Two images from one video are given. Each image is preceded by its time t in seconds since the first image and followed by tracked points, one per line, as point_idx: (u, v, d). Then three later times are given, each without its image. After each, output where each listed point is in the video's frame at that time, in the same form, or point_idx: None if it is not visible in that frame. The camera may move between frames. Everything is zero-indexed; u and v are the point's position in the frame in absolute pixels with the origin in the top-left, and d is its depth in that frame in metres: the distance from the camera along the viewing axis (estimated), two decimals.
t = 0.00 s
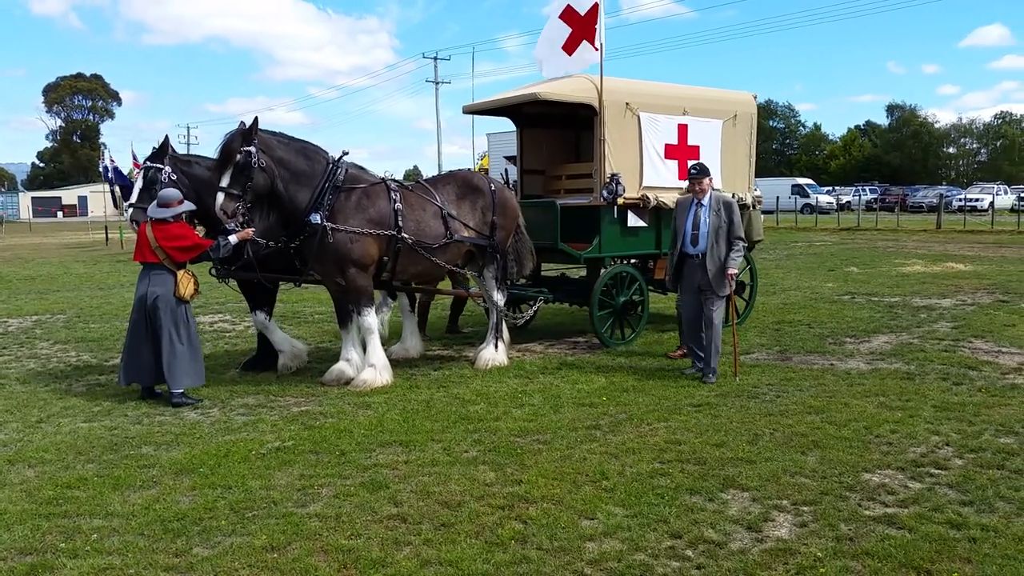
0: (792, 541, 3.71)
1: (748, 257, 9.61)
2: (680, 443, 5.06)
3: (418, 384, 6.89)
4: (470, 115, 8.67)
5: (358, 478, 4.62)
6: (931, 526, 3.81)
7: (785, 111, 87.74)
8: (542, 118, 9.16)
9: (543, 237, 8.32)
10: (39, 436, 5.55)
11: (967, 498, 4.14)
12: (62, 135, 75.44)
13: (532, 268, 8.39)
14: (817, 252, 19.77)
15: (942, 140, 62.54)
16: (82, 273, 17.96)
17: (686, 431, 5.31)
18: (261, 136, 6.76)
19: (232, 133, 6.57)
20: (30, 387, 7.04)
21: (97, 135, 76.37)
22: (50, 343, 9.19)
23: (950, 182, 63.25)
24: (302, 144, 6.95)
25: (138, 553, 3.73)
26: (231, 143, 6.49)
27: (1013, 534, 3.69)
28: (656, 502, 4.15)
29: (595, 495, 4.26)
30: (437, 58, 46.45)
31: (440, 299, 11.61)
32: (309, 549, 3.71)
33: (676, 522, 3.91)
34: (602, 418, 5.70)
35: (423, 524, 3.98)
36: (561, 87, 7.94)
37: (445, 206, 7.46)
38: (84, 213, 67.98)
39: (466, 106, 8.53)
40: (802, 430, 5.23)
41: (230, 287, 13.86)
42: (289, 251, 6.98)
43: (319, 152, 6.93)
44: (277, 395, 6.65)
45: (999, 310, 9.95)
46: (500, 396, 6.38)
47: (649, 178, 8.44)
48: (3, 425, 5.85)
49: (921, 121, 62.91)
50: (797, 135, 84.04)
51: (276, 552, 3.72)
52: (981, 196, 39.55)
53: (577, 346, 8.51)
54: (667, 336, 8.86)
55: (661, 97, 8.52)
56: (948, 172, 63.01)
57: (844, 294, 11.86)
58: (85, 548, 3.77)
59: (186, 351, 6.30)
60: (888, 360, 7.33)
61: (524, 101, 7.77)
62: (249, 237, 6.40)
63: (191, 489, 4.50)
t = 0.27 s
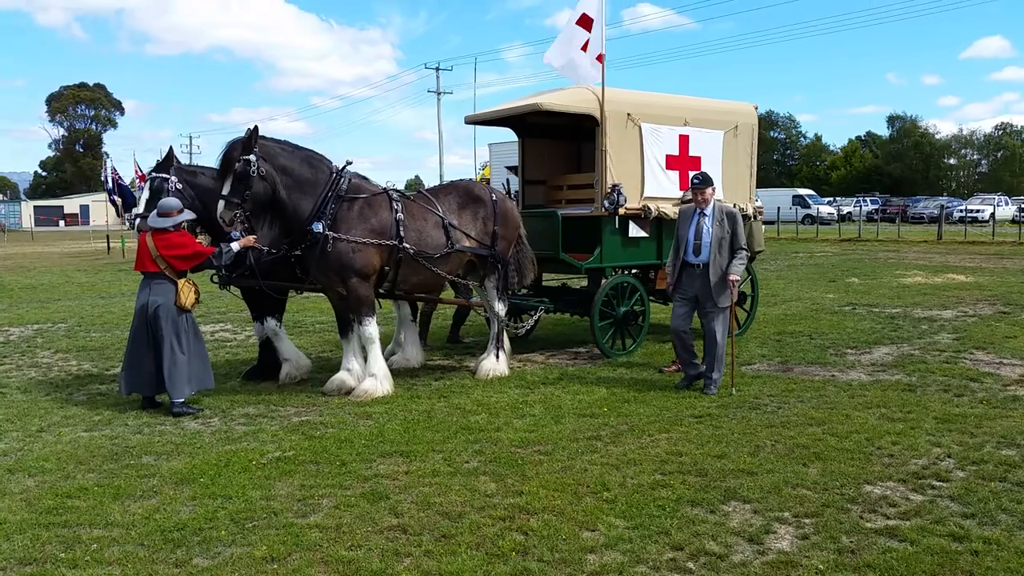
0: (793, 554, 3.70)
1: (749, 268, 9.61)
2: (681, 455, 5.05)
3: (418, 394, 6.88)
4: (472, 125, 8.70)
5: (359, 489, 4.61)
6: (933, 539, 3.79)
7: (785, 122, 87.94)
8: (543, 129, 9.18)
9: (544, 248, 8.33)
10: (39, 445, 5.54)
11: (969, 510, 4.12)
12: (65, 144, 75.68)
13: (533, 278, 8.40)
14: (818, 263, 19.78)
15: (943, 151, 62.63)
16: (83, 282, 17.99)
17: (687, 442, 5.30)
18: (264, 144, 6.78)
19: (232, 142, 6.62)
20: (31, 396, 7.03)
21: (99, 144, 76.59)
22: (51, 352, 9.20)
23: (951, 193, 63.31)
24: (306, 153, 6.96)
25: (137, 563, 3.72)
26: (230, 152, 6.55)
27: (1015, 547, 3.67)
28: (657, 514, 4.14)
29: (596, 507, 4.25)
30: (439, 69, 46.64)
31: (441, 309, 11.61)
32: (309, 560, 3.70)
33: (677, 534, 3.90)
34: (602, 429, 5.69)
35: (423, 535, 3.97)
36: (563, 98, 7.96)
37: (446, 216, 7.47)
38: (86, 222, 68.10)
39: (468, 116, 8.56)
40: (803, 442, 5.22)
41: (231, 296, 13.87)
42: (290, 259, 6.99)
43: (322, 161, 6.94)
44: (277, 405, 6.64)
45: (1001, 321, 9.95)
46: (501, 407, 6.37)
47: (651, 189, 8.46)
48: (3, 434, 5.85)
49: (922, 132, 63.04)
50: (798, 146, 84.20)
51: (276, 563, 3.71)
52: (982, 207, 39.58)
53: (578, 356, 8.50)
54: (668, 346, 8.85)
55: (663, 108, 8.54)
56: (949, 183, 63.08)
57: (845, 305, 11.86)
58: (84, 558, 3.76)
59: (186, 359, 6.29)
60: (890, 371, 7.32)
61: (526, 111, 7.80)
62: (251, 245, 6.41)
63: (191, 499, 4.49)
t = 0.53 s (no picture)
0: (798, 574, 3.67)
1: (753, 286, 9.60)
2: (685, 473, 5.03)
3: (421, 410, 6.87)
4: (477, 143, 8.74)
5: (361, 506, 4.59)
6: (939, 560, 3.77)
7: (789, 141, 88.20)
8: (548, 147, 9.23)
9: (547, 264, 8.35)
10: (41, 460, 5.54)
11: (975, 532, 4.10)
12: (71, 159, 76.13)
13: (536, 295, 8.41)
14: (821, 281, 19.77)
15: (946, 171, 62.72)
16: (88, 296, 18.03)
17: (691, 461, 5.28)
18: (272, 158, 6.81)
19: (241, 154, 6.65)
20: (34, 410, 7.03)
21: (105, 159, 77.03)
22: (55, 367, 9.20)
23: (954, 212, 63.33)
24: (312, 168, 7.00)
25: None
26: (239, 164, 6.57)
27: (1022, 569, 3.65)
28: (660, 533, 4.12)
29: (599, 525, 4.23)
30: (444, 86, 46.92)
31: (445, 325, 11.61)
32: None
33: (680, 554, 3.88)
34: (606, 446, 5.67)
35: (425, 553, 3.95)
36: (567, 116, 8.01)
37: (450, 233, 7.50)
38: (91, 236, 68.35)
39: (473, 134, 8.60)
40: (808, 461, 5.19)
41: (235, 311, 13.89)
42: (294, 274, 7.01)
43: (329, 177, 6.99)
44: (280, 421, 6.63)
45: (1006, 341, 9.92)
46: (504, 424, 6.35)
47: (655, 207, 8.48)
48: (6, 447, 5.85)
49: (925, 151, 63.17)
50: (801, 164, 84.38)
51: None
52: (986, 226, 39.58)
53: (582, 373, 8.49)
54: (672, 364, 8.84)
55: (666, 126, 8.58)
56: (952, 202, 63.12)
57: (849, 324, 11.84)
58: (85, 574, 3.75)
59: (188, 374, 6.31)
60: (894, 391, 7.30)
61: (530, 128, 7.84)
62: (256, 259, 6.42)
63: (192, 515, 4.48)
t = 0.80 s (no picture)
0: None
1: (751, 296, 9.61)
2: (684, 483, 5.02)
3: (419, 419, 6.85)
4: (476, 152, 8.76)
5: (358, 514, 4.58)
6: (938, 571, 3.76)
7: (787, 152, 88.45)
8: (547, 157, 9.26)
9: (546, 274, 8.36)
10: (38, 467, 5.52)
11: (974, 543, 4.09)
12: (71, 166, 76.19)
13: (535, 304, 8.41)
14: (820, 292, 19.79)
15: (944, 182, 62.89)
16: (86, 304, 18.01)
17: (689, 471, 5.27)
18: (272, 166, 6.82)
19: (242, 162, 6.66)
20: (31, 417, 7.02)
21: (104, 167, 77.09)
22: (52, 374, 9.18)
23: (952, 224, 63.47)
24: (312, 177, 7.02)
25: None
26: (240, 172, 6.58)
27: None
28: (658, 543, 4.11)
29: (597, 535, 4.22)
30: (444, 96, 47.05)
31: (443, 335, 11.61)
32: None
33: (679, 564, 3.87)
34: (604, 456, 5.66)
35: (423, 562, 3.94)
36: (565, 126, 8.03)
37: (450, 242, 7.51)
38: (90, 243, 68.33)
39: (472, 143, 8.63)
40: (806, 471, 5.19)
41: (233, 320, 13.88)
42: (293, 282, 7.02)
43: (328, 186, 7.00)
44: (278, 429, 6.62)
45: (1004, 352, 9.93)
46: (502, 433, 6.34)
47: (653, 216, 8.49)
48: (3, 455, 5.83)
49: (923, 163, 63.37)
50: (800, 175, 84.60)
51: None
52: (984, 238, 39.66)
53: (580, 383, 8.48)
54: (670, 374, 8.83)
55: (665, 137, 8.61)
56: (950, 213, 63.26)
57: (847, 335, 11.84)
58: None
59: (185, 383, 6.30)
60: (892, 402, 7.30)
61: (529, 138, 7.86)
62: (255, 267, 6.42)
63: (189, 523, 4.47)
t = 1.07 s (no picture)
0: None
1: (750, 300, 9.61)
2: (682, 487, 5.02)
3: (418, 422, 6.84)
4: (475, 155, 8.76)
5: (357, 518, 4.57)
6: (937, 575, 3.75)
7: (786, 156, 88.56)
8: (546, 160, 9.26)
9: (545, 277, 8.35)
10: (35, 470, 5.51)
11: (972, 546, 4.08)
12: (70, 169, 76.19)
13: (534, 307, 8.41)
14: (819, 295, 19.81)
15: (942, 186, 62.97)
16: (84, 307, 17.98)
17: (688, 474, 5.26)
18: (271, 169, 6.82)
19: (240, 165, 6.66)
20: (29, 420, 7.00)
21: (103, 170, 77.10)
22: (50, 377, 9.17)
23: (951, 228, 63.53)
24: (311, 180, 7.01)
25: None
26: (239, 175, 6.57)
27: None
28: (657, 547, 4.10)
29: (596, 539, 4.21)
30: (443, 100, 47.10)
31: (441, 338, 11.60)
32: None
33: (678, 568, 3.86)
34: (603, 459, 5.66)
35: (421, 566, 3.93)
36: (564, 130, 8.02)
37: (449, 245, 7.50)
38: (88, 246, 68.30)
39: (471, 147, 8.63)
40: (805, 475, 5.18)
41: (232, 322, 13.87)
42: (293, 285, 7.01)
43: (327, 189, 6.99)
44: (276, 432, 6.60)
45: (1003, 356, 9.93)
46: (501, 436, 6.33)
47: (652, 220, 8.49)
48: None
49: (921, 167, 63.45)
50: (798, 179, 84.70)
51: None
52: (982, 241, 39.71)
53: (579, 386, 8.48)
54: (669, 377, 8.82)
55: (663, 141, 8.61)
56: (949, 217, 63.33)
57: (846, 339, 11.84)
58: None
59: (182, 386, 6.29)
60: (891, 405, 7.29)
61: (528, 141, 7.85)
62: (254, 269, 6.42)
63: (187, 526, 4.46)
